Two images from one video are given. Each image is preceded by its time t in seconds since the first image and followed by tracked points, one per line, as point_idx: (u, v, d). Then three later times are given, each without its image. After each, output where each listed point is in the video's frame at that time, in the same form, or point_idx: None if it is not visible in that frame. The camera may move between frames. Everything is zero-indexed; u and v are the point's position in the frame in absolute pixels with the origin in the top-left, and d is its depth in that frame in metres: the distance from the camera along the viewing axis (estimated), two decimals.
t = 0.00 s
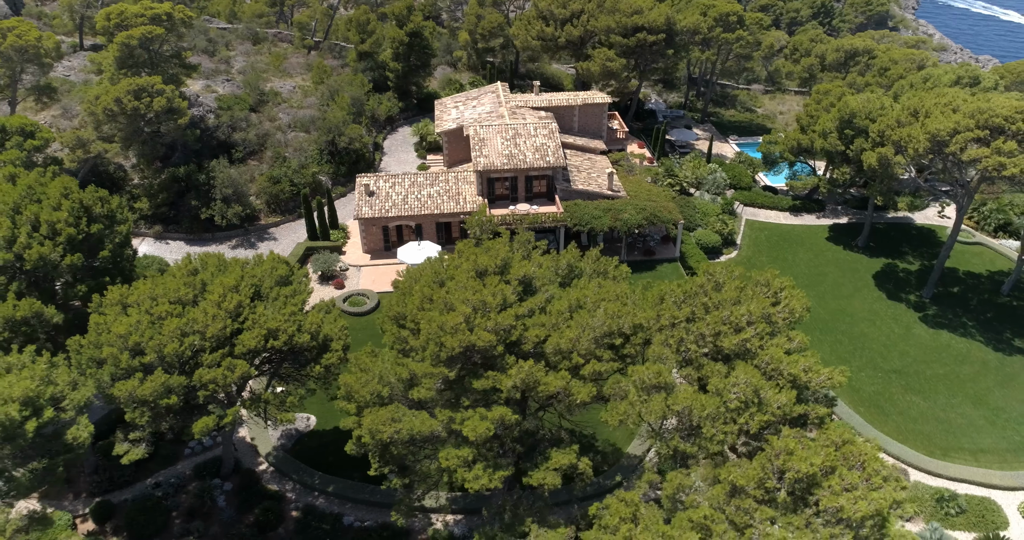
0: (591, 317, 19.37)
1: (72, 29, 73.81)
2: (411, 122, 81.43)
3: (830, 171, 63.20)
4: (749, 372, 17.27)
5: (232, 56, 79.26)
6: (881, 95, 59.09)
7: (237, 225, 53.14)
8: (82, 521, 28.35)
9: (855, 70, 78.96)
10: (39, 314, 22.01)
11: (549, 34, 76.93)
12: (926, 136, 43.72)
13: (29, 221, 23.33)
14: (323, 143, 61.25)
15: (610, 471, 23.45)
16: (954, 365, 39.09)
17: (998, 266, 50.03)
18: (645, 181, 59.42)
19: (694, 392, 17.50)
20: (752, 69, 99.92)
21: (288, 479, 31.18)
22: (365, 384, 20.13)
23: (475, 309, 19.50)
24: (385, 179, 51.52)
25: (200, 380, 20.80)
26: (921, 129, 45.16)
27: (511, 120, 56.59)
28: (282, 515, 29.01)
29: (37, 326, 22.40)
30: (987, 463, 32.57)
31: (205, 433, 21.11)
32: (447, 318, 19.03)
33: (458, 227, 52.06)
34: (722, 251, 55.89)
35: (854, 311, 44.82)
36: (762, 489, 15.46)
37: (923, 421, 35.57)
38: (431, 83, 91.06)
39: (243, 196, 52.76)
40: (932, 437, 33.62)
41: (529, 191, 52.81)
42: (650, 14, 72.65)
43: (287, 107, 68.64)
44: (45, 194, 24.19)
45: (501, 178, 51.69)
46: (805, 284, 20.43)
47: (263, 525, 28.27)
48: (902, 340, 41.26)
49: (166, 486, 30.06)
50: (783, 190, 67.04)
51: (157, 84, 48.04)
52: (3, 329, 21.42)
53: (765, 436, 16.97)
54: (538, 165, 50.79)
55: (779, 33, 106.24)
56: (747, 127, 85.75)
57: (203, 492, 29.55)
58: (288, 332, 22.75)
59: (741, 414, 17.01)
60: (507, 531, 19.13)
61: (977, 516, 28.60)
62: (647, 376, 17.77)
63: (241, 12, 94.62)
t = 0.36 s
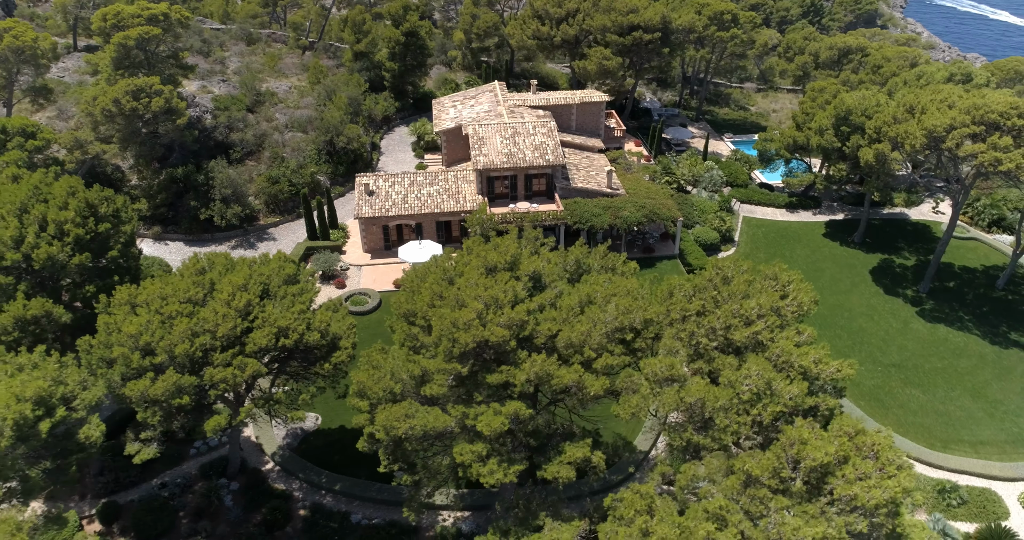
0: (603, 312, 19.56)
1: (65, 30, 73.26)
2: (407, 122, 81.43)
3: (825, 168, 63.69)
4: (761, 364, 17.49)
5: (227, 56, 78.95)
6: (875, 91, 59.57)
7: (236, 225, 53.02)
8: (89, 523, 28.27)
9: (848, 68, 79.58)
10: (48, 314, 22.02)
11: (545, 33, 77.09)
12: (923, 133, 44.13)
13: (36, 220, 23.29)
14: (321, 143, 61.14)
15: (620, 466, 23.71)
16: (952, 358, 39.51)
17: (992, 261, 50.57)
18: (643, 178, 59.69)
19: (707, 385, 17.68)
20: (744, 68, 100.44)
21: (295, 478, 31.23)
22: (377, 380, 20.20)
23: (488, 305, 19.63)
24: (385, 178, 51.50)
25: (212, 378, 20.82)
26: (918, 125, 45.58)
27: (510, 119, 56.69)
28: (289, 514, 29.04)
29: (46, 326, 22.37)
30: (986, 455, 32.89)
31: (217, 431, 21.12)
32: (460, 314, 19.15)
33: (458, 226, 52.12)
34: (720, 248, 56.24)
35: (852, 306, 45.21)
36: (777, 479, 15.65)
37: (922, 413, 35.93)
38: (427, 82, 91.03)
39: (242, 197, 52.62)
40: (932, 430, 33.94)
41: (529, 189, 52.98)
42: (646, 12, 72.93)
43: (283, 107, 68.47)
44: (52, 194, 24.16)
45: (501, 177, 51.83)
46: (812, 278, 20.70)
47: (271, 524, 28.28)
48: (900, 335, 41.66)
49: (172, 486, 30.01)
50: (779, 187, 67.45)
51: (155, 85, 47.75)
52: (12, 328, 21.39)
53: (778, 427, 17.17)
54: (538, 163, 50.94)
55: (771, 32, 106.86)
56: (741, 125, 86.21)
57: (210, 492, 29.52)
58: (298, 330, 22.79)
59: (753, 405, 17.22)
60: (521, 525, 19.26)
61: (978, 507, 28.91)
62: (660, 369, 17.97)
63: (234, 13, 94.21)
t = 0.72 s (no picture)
0: (615, 307, 19.73)
1: (62, 30, 73.04)
2: (406, 122, 81.42)
3: (824, 166, 64.00)
4: (776, 357, 17.67)
5: (225, 57, 78.85)
6: (874, 89, 59.89)
7: (238, 225, 52.94)
8: (97, 522, 28.22)
9: (845, 66, 79.88)
10: (60, 312, 22.07)
11: (543, 33, 77.21)
12: (923, 130, 44.38)
13: (46, 219, 23.25)
14: (322, 143, 61.09)
15: (631, 461, 23.91)
16: (953, 353, 39.83)
17: (991, 257, 50.90)
18: (644, 177, 59.89)
19: (722, 378, 17.82)
20: (740, 67, 100.77)
21: (303, 476, 31.30)
22: (391, 376, 20.28)
23: (502, 301, 19.80)
24: (387, 177, 51.54)
25: (226, 376, 20.91)
26: (918, 123, 45.83)
27: (511, 118, 56.81)
28: (299, 512, 29.09)
29: (57, 325, 22.35)
30: (988, 448, 33.15)
31: (231, 429, 21.16)
32: (474, 310, 19.31)
33: (461, 225, 52.18)
34: (721, 246, 56.50)
35: (853, 302, 45.55)
36: (793, 471, 15.81)
37: (925, 408, 36.19)
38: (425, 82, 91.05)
39: (244, 196, 52.57)
40: (934, 424, 34.20)
41: (530, 188, 53.15)
42: (645, 11, 73.12)
43: (283, 107, 68.46)
44: (62, 193, 24.12)
45: (503, 175, 51.93)
46: (822, 273, 20.89)
47: (281, 522, 28.30)
48: (901, 330, 41.98)
49: (181, 486, 29.99)
50: (778, 185, 67.74)
51: (156, 85, 47.53)
52: (24, 327, 21.37)
53: (794, 419, 17.32)
54: (539, 162, 51.07)
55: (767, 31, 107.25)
56: (739, 123, 86.49)
57: (219, 491, 29.54)
58: (310, 328, 22.87)
59: (768, 398, 17.42)
60: (536, 520, 19.38)
61: (982, 500, 29.07)
62: (674, 363, 18.14)
63: (231, 13, 94.01)
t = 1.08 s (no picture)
0: (627, 302, 19.91)
1: (58, 31, 72.70)
2: (404, 122, 81.43)
3: (821, 164, 64.42)
4: (788, 350, 17.88)
5: (222, 57, 78.66)
6: (870, 87, 60.30)
7: (239, 225, 52.83)
8: (105, 523, 28.19)
9: (840, 65, 80.34)
10: (70, 312, 22.00)
11: (541, 32, 77.37)
12: (921, 127, 44.69)
13: (54, 219, 23.16)
14: (321, 143, 61.05)
15: (639, 457, 24.19)
16: (952, 347, 40.17)
17: (987, 253, 51.37)
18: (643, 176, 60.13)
19: (734, 372, 18.01)
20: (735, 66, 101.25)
21: (311, 475, 31.34)
22: (404, 373, 20.38)
23: (514, 297, 19.98)
24: (388, 177, 51.59)
25: (239, 375, 21.02)
26: (916, 120, 46.15)
27: (512, 117, 56.95)
28: (307, 511, 29.14)
29: (68, 325, 22.29)
30: (989, 441, 33.44)
31: (243, 428, 21.19)
32: (487, 307, 19.48)
33: (462, 224, 52.25)
34: (720, 244, 56.76)
35: (853, 298, 45.89)
36: (807, 463, 15.95)
37: (926, 402, 36.48)
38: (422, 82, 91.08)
39: (245, 197, 52.50)
40: (936, 418, 34.48)
41: (532, 187, 53.34)
42: (642, 11, 73.38)
43: (282, 107, 68.39)
44: (70, 193, 24.05)
45: (504, 174, 52.07)
46: (830, 267, 21.11)
47: (290, 521, 28.35)
48: (901, 326, 42.34)
49: (188, 486, 29.95)
50: (775, 183, 68.13)
51: (157, 86, 47.37)
52: (35, 327, 21.28)
53: (807, 412, 17.48)
54: (540, 161, 51.24)
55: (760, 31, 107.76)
56: (735, 122, 86.91)
57: (227, 491, 29.50)
58: (322, 326, 22.96)
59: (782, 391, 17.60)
60: (550, 514, 19.49)
61: (984, 492, 29.27)
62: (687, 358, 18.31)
63: (227, 14, 93.80)
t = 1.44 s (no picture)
0: (636, 298, 20.12)
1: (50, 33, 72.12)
2: (400, 122, 81.29)
3: (816, 161, 64.90)
4: (798, 343, 18.15)
5: (216, 58, 78.32)
6: (864, 85, 60.79)
7: (238, 227, 52.66)
8: (111, 525, 28.12)
9: (833, 63, 80.94)
10: (78, 313, 21.91)
11: (535, 32, 77.53)
12: (917, 123, 45.09)
13: (61, 220, 23.04)
14: (319, 143, 60.95)
15: (645, 452, 24.44)
16: (948, 341, 40.61)
17: (981, 248, 51.95)
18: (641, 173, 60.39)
19: (744, 366, 18.23)
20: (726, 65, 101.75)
21: (316, 474, 31.36)
22: (416, 370, 20.49)
23: (525, 294, 20.15)
24: (387, 176, 51.60)
25: (250, 374, 21.08)
26: (911, 116, 46.55)
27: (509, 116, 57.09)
28: (314, 510, 29.18)
29: (76, 326, 22.19)
30: (987, 433, 33.84)
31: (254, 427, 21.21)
32: (498, 303, 19.63)
33: (462, 223, 52.32)
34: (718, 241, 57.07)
35: (851, 293, 46.31)
36: (819, 453, 16.16)
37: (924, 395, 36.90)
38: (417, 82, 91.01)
39: (244, 197, 52.34)
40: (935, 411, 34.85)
41: (531, 185, 53.48)
42: (637, 10, 73.65)
43: (278, 108, 68.19)
44: (75, 194, 23.91)
45: (503, 173, 52.20)
46: (836, 262, 21.39)
47: (297, 520, 28.39)
48: (898, 320, 42.78)
49: (194, 486, 29.88)
50: (771, 180, 68.58)
51: (154, 86, 47.11)
52: (42, 329, 21.14)
53: (817, 404, 17.73)
54: (539, 159, 51.41)
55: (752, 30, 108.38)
56: (729, 120, 87.36)
57: (233, 491, 29.45)
58: (331, 324, 23.03)
59: (793, 384, 17.89)
60: (562, 508, 19.65)
61: (983, 483, 29.59)
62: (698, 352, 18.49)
63: (219, 14, 93.15)
